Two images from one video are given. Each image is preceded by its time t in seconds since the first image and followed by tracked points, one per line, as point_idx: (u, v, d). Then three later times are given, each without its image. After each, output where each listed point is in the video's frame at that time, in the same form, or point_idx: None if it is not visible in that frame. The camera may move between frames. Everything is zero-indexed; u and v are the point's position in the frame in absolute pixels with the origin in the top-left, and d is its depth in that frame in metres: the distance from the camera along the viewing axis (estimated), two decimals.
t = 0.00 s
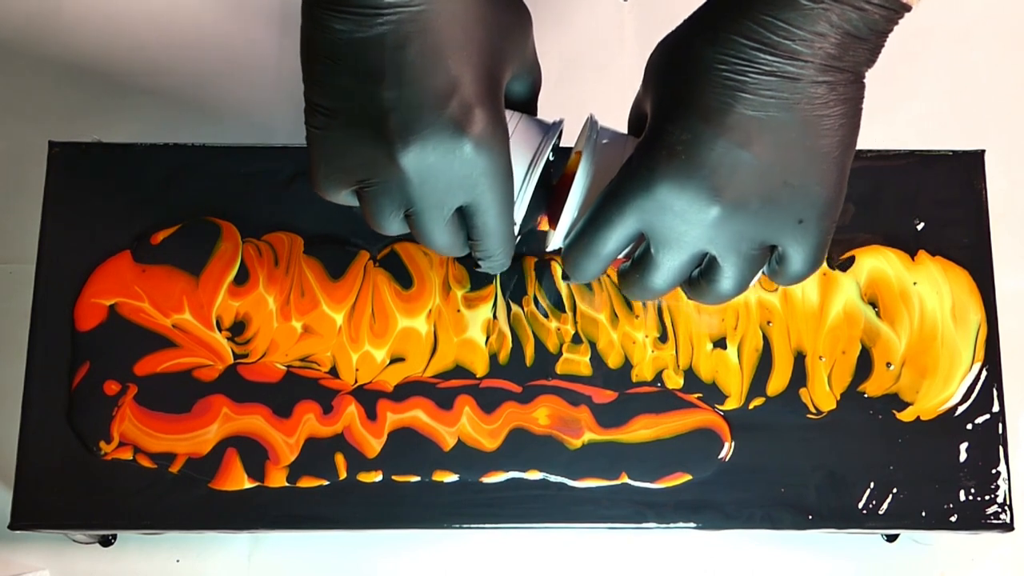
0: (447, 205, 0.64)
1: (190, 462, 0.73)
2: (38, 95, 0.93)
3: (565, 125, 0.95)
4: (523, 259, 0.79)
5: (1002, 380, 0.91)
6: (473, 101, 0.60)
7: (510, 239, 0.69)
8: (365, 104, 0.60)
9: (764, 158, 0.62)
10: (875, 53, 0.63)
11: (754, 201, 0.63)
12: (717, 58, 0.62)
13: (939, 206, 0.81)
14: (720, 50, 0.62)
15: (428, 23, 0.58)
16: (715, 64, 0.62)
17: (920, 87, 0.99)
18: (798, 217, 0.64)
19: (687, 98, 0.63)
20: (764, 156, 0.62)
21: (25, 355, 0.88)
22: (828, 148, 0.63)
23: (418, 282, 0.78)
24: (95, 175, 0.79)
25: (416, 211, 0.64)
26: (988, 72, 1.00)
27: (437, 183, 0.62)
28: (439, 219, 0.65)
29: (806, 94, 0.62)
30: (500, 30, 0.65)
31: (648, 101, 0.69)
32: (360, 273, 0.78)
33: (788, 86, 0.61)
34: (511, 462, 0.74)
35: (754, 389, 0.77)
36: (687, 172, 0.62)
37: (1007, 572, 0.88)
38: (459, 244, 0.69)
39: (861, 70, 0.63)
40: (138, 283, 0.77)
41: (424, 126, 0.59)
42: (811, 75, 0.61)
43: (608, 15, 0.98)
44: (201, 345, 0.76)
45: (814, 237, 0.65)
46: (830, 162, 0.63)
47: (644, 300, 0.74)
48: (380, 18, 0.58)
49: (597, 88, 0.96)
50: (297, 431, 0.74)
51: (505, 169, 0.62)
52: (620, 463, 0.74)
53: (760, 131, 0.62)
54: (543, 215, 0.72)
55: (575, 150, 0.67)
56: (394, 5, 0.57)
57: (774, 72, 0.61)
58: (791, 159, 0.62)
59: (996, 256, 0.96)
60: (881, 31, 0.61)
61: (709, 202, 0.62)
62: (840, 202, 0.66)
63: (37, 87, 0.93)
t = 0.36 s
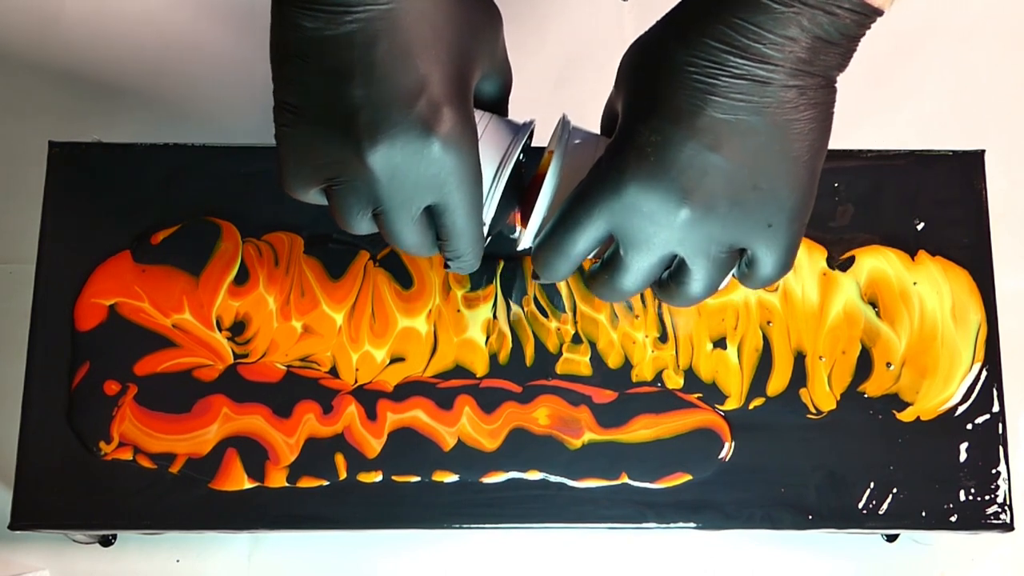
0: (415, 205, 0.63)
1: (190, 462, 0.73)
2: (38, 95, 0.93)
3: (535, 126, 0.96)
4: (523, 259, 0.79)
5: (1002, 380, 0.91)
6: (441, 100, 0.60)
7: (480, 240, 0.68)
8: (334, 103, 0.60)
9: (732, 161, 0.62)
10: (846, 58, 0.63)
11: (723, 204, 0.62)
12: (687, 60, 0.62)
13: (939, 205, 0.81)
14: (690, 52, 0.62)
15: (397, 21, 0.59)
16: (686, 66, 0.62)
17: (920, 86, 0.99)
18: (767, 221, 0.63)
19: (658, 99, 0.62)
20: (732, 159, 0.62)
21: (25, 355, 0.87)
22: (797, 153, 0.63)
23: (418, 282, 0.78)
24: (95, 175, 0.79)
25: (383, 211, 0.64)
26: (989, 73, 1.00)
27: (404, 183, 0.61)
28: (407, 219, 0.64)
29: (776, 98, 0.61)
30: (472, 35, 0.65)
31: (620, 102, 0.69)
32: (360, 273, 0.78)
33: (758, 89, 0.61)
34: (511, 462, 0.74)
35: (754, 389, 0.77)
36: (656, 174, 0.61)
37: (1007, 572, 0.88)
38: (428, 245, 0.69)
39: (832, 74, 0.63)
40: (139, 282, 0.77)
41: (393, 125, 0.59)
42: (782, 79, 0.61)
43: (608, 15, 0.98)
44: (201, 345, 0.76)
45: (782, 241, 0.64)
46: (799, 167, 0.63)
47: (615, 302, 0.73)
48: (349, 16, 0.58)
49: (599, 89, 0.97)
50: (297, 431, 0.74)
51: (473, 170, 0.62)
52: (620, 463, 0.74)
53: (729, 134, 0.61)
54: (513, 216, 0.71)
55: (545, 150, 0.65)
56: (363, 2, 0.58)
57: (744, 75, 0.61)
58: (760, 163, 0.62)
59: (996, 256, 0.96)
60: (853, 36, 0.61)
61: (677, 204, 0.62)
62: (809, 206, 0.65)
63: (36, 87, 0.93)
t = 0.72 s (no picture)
0: (384, 198, 0.63)
1: (190, 462, 0.73)
2: (38, 95, 0.93)
3: (508, 125, 0.96)
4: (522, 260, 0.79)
5: (1001, 380, 0.91)
6: (409, 93, 0.60)
7: (450, 237, 0.68)
8: (303, 96, 0.60)
9: (697, 172, 0.62)
10: (818, 70, 0.62)
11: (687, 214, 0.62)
12: (657, 67, 0.61)
13: (938, 205, 0.81)
14: (660, 59, 0.61)
15: (365, 14, 0.59)
16: (655, 74, 0.61)
17: (921, 87, 0.99)
18: (731, 234, 0.63)
19: (626, 105, 0.62)
20: (698, 169, 0.61)
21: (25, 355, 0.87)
22: (763, 166, 0.62)
23: (418, 282, 0.78)
24: (95, 175, 0.79)
25: (351, 203, 0.64)
26: (989, 73, 1.00)
27: (372, 176, 0.61)
28: (376, 211, 0.64)
29: (744, 110, 0.61)
30: (444, 31, 0.65)
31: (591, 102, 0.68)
32: (360, 273, 0.78)
33: (726, 99, 0.61)
34: (511, 462, 0.74)
35: (754, 389, 0.77)
36: (619, 182, 0.61)
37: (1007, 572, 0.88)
38: (397, 239, 0.69)
39: (804, 85, 0.62)
40: (138, 282, 0.77)
41: (361, 118, 0.59)
42: (750, 90, 0.61)
43: (609, 14, 0.98)
44: (201, 344, 0.76)
45: (748, 253, 0.64)
46: (765, 180, 0.63)
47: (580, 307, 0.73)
48: (317, 8, 0.58)
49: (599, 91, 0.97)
50: (297, 431, 0.74)
51: (441, 165, 0.61)
52: (620, 463, 0.74)
53: (695, 144, 0.61)
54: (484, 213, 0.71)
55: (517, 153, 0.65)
56: None
57: (712, 85, 0.60)
58: (725, 174, 0.62)
59: (996, 256, 0.96)
60: (826, 48, 0.60)
61: (641, 213, 0.62)
62: (777, 216, 0.65)
63: (35, 87, 0.93)
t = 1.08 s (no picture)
0: (356, 184, 0.62)
1: (190, 463, 0.73)
2: (38, 95, 0.94)
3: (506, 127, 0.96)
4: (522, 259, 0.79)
5: (1002, 380, 0.91)
6: (381, 76, 0.60)
7: (424, 234, 0.66)
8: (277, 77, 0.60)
9: (653, 179, 0.60)
10: (786, 82, 0.59)
11: (641, 223, 0.60)
12: (619, 70, 0.59)
13: (938, 205, 0.81)
14: (623, 61, 0.59)
15: None
16: (617, 77, 0.59)
17: (921, 87, 0.99)
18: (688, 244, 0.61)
19: (587, 107, 0.60)
20: (654, 177, 0.60)
21: (25, 355, 0.87)
22: (722, 177, 0.60)
23: (418, 281, 0.78)
24: (95, 174, 0.79)
25: (323, 188, 0.63)
26: (989, 73, 1.00)
27: (343, 161, 0.60)
28: (348, 198, 0.63)
29: (703, 118, 0.59)
30: (424, 20, 0.65)
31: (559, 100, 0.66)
32: (360, 273, 0.78)
33: (684, 107, 0.59)
34: (511, 462, 0.74)
35: (754, 389, 0.77)
36: (573, 185, 0.60)
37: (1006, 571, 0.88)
38: (373, 231, 0.67)
39: (770, 97, 0.60)
40: (139, 282, 0.77)
41: (333, 99, 0.58)
42: (710, 100, 0.58)
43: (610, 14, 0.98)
44: (201, 344, 0.76)
45: (704, 264, 0.62)
46: (724, 191, 0.61)
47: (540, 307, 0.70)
48: None
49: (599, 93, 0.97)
50: (297, 431, 0.74)
51: (415, 150, 0.60)
52: (620, 463, 0.74)
53: (651, 151, 0.59)
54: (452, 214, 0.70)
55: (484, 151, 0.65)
56: None
57: (671, 91, 0.58)
58: (682, 183, 0.60)
59: (996, 256, 0.96)
60: (792, 60, 0.57)
61: (593, 219, 0.60)
62: (737, 228, 0.63)
63: (36, 86, 0.94)
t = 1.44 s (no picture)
0: (331, 177, 0.61)
1: (190, 463, 0.73)
2: (38, 95, 0.94)
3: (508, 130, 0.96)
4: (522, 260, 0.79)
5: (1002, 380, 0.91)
6: (357, 68, 0.59)
7: (400, 228, 0.66)
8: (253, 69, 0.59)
9: (628, 179, 0.59)
10: (763, 85, 0.59)
11: (616, 223, 0.60)
12: (598, 70, 0.59)
13: (938, 205, 0.81)
14: (600, 61, 0.59)
15: None
16: (595, 77, 0.59)
17: (921, 86, 0.99)
18: (662, 246, 0.61)
19: (564, 107, 0.60)
20: (629, 178, 0.59)
21: (25, 355, 0.87)
22: (697, 178, 0.60)
23: (418, 281, 0.78)
24: (95, 174, 0.79)
25: (299, 180, 0.61)
26: (989, 72, 1.00)
27: (317, 154, 0.59)
28: (324, 191, 0.62)
29: (679, 119, 0.58)
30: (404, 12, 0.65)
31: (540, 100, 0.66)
32: (360, 273, 0.78)
33: (660, 108, 0.58)
34: (511, 463, 0.74)
35: (754, 389, 0.77)
36: (549, 184, 0.60)
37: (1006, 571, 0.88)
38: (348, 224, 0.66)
39: (747, 101, 0.59)
40: (138, 282, 0.77)
41: (307, 90, 0.58)
42: (687, 101, 0.58)
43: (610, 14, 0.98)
44: (201, 345, 0.76)
45: (679, 266, 0.62)
46: (699, 193, 0.60)
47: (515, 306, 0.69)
48: None
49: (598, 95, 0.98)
50: (297, 431, 0.74)
51: (391, 142, 0.60)
52: (620, 464, 0.74)
53: (627, 151, 0.59)
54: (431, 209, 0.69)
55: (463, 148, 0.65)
56: None
57: (648, 92, 0.58)
58: (657, 184, 0.60)
59: (996, 256, 0.96)
60: (769, 63, 0.57)
61: (568, 217, 0.60)
62: (712, 231, 0.63)
63: (36, 86, 0.94)
